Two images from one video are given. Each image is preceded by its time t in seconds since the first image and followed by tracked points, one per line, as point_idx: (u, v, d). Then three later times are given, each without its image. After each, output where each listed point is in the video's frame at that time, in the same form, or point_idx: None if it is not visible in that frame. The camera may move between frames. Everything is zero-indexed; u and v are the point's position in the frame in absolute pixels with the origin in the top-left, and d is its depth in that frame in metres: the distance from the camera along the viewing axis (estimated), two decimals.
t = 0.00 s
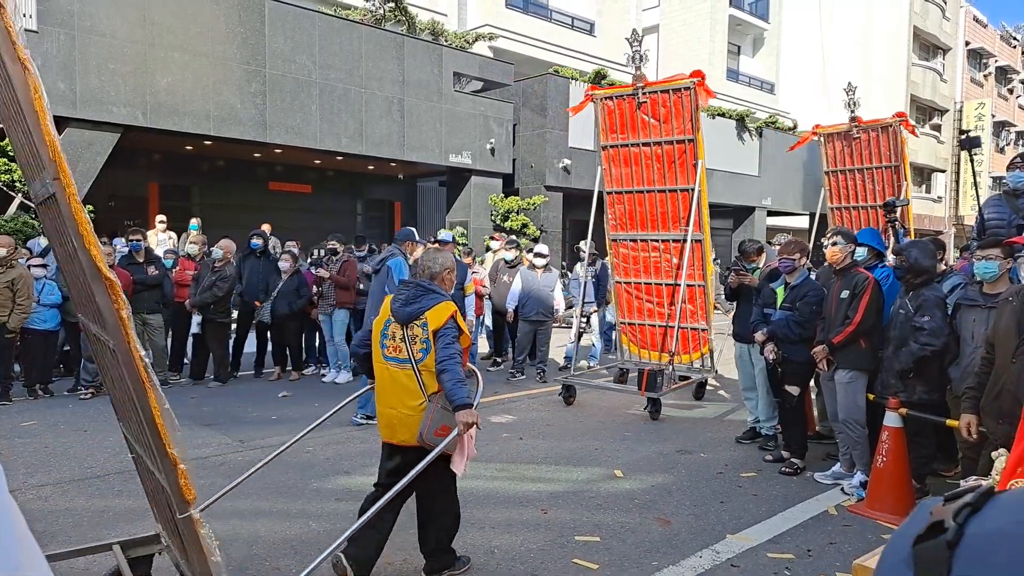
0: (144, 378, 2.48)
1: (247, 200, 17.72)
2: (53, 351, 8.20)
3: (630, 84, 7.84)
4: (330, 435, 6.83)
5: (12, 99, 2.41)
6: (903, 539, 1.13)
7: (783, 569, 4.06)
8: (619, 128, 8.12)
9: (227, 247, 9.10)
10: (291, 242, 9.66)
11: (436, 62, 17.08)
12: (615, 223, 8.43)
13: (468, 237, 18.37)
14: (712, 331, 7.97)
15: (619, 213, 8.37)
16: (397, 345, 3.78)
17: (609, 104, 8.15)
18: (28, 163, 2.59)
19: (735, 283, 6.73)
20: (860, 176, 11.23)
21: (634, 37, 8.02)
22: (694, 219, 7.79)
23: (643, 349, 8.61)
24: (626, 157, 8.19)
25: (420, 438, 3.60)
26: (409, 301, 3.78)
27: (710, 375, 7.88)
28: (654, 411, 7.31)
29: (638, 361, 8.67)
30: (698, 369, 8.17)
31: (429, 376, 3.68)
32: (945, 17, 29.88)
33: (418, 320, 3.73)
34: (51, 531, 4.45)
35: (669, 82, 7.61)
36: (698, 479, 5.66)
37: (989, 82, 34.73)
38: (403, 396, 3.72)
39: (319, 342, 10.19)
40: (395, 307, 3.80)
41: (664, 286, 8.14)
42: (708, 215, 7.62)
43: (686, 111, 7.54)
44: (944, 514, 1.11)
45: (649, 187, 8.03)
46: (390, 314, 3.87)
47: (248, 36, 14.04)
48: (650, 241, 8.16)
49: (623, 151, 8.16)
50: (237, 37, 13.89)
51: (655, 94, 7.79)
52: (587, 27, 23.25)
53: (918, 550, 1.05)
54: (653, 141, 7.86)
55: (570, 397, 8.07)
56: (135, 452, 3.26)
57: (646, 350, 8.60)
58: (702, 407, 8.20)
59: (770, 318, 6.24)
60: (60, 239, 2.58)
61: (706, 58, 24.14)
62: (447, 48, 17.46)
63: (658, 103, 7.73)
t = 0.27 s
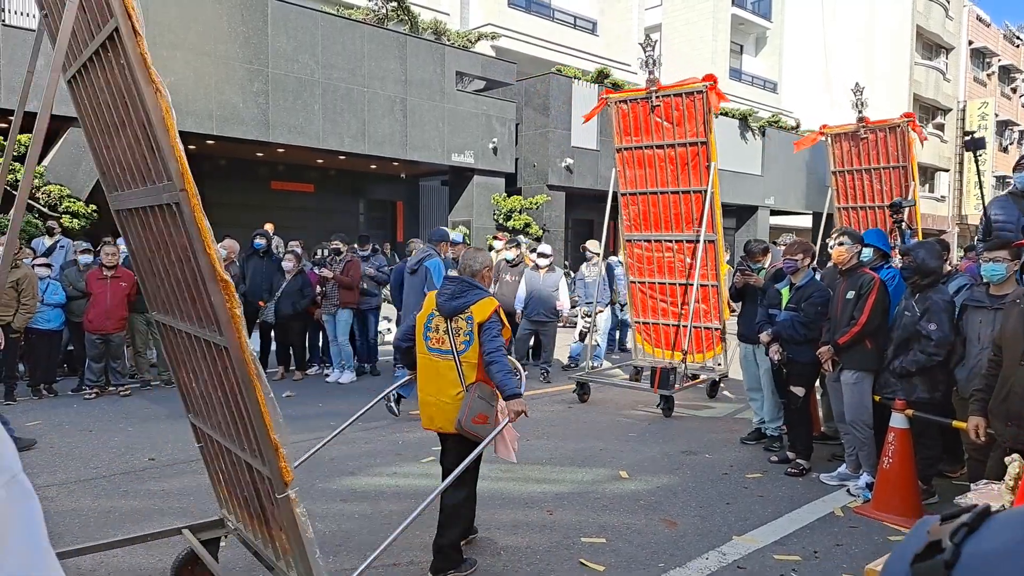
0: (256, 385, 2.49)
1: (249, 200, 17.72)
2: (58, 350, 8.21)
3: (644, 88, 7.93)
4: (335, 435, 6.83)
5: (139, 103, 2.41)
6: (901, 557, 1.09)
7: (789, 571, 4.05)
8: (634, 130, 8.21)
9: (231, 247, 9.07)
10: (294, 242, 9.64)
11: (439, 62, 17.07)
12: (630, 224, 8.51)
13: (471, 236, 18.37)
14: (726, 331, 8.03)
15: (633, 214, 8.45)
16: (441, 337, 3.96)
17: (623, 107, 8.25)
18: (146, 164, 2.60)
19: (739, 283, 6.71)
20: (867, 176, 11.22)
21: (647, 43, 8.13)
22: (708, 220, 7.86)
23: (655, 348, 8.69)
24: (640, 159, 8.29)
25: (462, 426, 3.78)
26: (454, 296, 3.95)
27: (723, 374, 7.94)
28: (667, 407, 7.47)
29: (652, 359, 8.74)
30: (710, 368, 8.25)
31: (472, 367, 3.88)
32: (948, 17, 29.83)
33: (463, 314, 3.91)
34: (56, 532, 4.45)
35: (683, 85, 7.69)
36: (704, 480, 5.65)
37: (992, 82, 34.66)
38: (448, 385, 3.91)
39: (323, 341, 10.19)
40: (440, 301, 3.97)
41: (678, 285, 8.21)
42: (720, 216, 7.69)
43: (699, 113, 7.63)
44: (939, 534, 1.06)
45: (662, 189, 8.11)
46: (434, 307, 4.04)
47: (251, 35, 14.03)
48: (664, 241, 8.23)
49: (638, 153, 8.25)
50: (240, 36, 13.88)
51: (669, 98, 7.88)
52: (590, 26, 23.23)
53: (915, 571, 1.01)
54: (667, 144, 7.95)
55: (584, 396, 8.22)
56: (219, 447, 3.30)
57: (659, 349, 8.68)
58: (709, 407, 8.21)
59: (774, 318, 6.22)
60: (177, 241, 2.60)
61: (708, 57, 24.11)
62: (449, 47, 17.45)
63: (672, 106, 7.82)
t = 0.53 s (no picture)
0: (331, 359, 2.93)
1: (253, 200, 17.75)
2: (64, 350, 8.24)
3: (658, 90, 7.99)
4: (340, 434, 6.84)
5: (235, 117, 2.89)
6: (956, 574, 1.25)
7: (796, 569, 4.05)
8: (648, 132, 8.26)
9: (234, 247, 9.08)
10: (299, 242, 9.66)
11: (442, 62, 17.09)
12: (645, 224, 8.56)
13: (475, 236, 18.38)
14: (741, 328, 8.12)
15: (648, 214, 8.49)
16: (474, 332, 4.27)
17: (638, 109, 8.30)
18: (231, 168, 3.06)
19: (745, 282, 6.71)
20: (874, 175, 11.20)
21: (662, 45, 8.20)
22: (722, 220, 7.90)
23: (671, 346, 8.70)
24: (655, 160, 8.33)
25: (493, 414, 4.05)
26: (485, 294, 4.24)
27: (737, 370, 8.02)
28: (680, 403, 7.57)
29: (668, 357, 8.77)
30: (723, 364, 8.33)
31: (503, 360, 4.19)
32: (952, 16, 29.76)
33: (494, 311, 4.21)
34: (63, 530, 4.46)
35: (696, 87, 7.75)
36: (709, 479, 5.64)
37: (996, 81, 34.55)
38: (482, 375, 4.23)
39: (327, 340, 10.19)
40: (473, 299, 4.26)
41: (692, 284, 8.25)
42: (735, 215, 7.72)
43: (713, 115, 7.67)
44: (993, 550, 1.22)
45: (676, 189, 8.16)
46: (466, 304, 4.35)
47: (255, 36, 14.04)
48: (678, 240, 8.27)
49: (652, 154, 8.30)
50: (244, 36, 13.90)
51: (683, 99, 7.93)
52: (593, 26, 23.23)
53: None
54: (681, 144, 8.00)
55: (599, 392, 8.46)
56: (281, 436, 3.61)
57: (675, 347, 8.70)
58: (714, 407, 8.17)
59: (780, 317, 6.21)
60: (259, 238, 3.04)
61: (711, 57, 24.10)
62: (453, 47, 17.46)
63: (686, 108, 7.88)
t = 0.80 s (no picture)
0: (394, 359, 3.09)
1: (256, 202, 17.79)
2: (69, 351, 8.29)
3: (671, 93, 8.02)
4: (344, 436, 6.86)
5: (308, 130, 3.02)
6: None
7: (799, 570, 4.05)
8: (662, 135, 8.28)
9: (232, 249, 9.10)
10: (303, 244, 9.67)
11: (445, 63, 17.11)
12: (660, 225, 8.58)
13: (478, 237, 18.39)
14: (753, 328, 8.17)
15: (662, 215, 8.51)
16: (500, 328, 4.51)
17: (651, 112, 8.33)
18: (297, 178, 3.18)
19: (749, 283, 6.70)
20: (880, 176, 11.18)
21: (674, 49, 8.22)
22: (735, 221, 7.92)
23: (686, 346, 8.70)
24: (669, 162, 8.35)
25: (525, 402, 4.30)
26: (509, 292, 4.49)
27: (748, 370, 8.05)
28: (691, 401, 7.66)
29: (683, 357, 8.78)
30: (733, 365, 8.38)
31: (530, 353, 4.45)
32: (956, 15, 29.67)
33: (519, 308, 4.46)
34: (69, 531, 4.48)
35: (709, 91, 7.76)
36: (713, 480, 5.64)
37: (1002, 80, 34.42)
38: (510, 369, 4.47)
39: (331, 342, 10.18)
40: (497, 297, 4.50)
41: (705, 285, 8.26)
42: (748, 217, 7.72)
43: (726, 117, 7.69)
44: None
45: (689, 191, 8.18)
46: (490, 301, 4.58)
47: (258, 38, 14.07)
48: (692, 242, 8.28)
49: (667, 157, 8.32)
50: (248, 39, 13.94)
51: (696, 103, 7.95)
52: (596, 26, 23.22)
53: None
54: (694, 147, 8.01)
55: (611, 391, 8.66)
56: (331, 428, 3.79)
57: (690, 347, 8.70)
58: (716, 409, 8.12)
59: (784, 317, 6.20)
60: (323, 242, 3.17)
61: (715, 57, 24.08)
62: (456, 49, 17.48)
63: (698, 111, 7.90)
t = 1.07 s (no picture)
0: (444, 349, 3.37)
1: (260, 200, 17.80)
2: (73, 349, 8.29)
3: (684, 94, 8.07)
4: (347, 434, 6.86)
5: (369, 138, 3.26)
6: None
7: (804, 569, 4.03)
8: (676, 135, 8.31)
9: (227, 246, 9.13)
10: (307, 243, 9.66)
11: (449, 62, 17.10)
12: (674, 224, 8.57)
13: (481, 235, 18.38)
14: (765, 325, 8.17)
15: (677, 214, 8.50)
16: (527, 324, 4.67)
17: (666, 113, 8.37)
18: (356, 183, 3.44)
19: (754, 281, 6.68)
20: (887, 174, 11.14)
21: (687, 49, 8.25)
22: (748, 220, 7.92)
23: (701, 344, 8.65)
24: (683, 162, 8.36)
25: (554, 394, 4.44)
26: (535, 290, 4.64)
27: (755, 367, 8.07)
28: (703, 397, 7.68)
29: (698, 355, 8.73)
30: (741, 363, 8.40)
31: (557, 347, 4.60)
32: (961, 13, 29.56)
33: (545, 305, 4.61)
34: (72, 528, 4.48)
35: (722, 91, 7.80)
36: (716, 478, 5.62)
37: (1006, 78, 34.29)
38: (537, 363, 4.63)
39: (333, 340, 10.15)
40: (523, 295, 4.65)
41: (718, 283, 8.24)
42: (761, 216, 7.72)
43: (740, 117, 7.72)
44: None
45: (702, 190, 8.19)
46: (516, 299, 4.73)
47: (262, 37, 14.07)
48: (706, 240, 8.27)
49: (681, 157, 8.34)
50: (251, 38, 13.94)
51: (709, 103, 8.00)
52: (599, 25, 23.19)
53: None
54: (708, 146, 8.03)
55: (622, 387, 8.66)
56: (370, 416, 4.03)
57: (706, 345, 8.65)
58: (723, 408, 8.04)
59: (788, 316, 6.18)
60: (377, 240, 3.43)
61: (719, 56, 24.03)
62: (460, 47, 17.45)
63: (711, 112, 7.94)
